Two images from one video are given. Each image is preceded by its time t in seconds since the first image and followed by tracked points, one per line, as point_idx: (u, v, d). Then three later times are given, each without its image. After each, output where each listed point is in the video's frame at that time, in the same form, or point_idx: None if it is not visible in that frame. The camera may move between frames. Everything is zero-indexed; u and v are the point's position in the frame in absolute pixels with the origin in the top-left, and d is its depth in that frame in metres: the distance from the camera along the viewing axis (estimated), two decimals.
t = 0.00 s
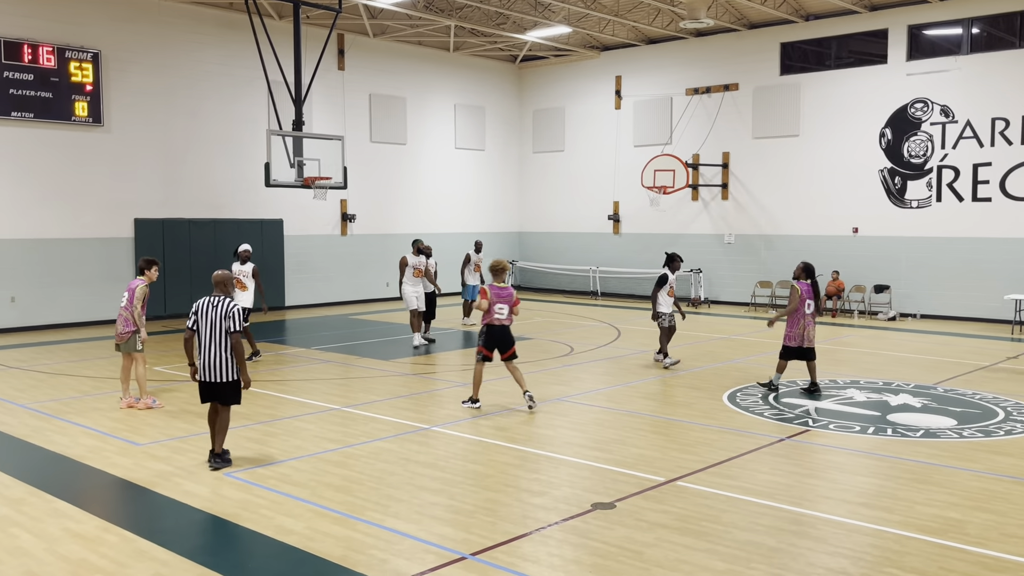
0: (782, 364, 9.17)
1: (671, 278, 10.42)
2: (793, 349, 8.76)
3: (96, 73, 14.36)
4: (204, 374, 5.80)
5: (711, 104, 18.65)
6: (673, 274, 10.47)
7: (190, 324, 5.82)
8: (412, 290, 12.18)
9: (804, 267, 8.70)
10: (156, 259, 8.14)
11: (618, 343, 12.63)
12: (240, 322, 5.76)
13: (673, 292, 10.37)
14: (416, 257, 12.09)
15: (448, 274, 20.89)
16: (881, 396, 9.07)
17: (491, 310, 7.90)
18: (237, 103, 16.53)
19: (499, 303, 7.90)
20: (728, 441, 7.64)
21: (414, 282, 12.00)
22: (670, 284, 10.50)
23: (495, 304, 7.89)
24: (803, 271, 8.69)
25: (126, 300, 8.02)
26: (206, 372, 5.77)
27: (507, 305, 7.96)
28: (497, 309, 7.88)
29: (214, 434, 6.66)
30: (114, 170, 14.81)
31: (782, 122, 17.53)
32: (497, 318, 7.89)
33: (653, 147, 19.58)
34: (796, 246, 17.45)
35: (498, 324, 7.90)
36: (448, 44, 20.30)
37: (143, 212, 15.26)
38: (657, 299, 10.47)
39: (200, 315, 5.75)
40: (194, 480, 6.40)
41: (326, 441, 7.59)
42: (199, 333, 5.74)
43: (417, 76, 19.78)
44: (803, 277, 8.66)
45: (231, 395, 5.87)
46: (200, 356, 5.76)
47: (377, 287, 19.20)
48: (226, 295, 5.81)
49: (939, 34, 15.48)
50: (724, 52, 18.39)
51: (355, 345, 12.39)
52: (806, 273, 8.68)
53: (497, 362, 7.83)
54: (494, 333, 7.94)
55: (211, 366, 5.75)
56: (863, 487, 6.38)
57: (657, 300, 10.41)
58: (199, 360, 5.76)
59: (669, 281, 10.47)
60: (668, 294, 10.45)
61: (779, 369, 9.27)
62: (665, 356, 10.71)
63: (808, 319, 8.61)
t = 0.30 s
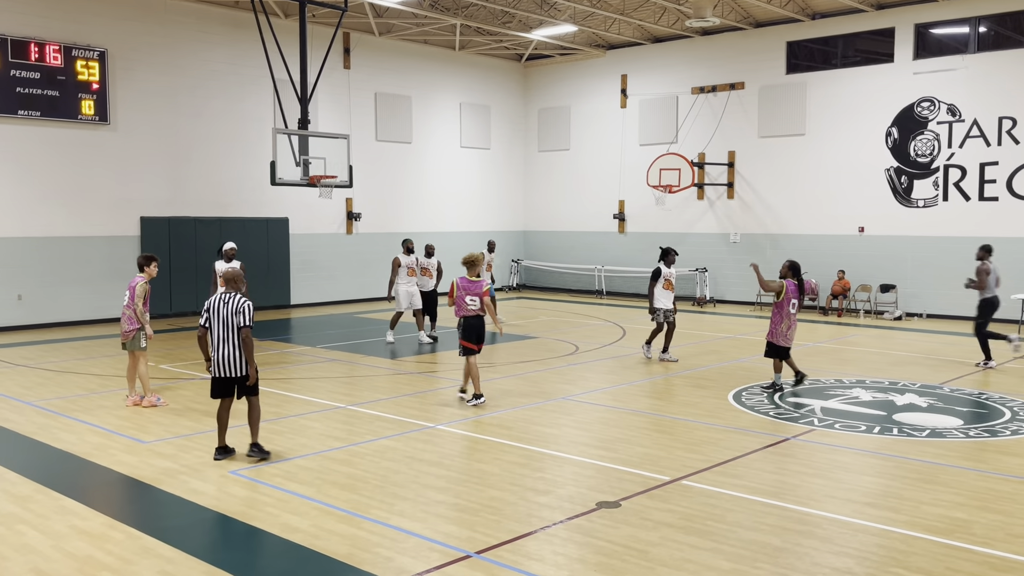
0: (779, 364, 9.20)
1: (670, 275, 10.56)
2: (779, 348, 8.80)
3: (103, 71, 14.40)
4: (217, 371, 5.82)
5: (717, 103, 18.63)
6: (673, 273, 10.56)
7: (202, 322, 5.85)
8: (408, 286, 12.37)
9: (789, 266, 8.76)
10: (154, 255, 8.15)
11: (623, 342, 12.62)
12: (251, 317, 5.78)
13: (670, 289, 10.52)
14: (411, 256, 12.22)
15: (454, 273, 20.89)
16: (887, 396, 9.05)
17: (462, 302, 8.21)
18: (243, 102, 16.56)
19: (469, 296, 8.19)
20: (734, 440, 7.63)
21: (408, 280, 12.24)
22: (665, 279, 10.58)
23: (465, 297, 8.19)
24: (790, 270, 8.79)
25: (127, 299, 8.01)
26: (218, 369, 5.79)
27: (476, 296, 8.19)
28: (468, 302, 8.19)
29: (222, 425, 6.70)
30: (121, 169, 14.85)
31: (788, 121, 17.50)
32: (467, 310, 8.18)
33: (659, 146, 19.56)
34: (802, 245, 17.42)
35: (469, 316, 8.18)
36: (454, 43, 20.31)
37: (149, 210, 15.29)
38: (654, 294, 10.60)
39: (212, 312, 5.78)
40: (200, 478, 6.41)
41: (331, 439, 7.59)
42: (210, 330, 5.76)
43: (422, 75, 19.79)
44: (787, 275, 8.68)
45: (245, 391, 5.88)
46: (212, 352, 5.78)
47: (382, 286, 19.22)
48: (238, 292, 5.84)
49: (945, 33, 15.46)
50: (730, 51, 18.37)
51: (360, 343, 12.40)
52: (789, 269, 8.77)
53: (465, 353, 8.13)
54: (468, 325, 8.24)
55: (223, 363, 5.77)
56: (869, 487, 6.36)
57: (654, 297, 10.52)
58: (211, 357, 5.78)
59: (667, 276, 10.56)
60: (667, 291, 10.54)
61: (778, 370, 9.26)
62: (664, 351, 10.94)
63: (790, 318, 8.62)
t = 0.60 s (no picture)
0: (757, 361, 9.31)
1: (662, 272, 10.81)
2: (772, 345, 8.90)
3: (107, 71, 14.43)
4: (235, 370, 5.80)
5: (720, 103, 18.61)
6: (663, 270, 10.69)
7: (218, 319, 5.81)
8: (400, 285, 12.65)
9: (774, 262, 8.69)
10: (159, 255, 8.18)
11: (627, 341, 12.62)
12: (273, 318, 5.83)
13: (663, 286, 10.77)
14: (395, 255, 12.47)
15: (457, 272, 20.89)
16: (891, 396, 9.04)
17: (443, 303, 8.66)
18: (247, 101, 16.58)
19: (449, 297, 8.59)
20: (737, 440, 7.63)
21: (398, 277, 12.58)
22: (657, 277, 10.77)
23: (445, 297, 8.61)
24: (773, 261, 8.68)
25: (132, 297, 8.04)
26: (236, 367, 5.77)
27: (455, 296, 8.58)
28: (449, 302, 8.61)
29: (226, 423, 6.74)
30: (124, 168, 14.86)
31: (792, 121, 17.47)
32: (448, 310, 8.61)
33: (662, 145, 19.54)
34: (805, 244, 17.39)
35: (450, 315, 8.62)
36: (457, 42, 20.32)
37: (153, 209, 15.32)
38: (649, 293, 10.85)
39: (232, 311, 5.76)
40: (203, 477, 6.42)
41: (334, 438, 7.60)
42: (231, 329, 5.74)
43: (426, 75, 19.80)
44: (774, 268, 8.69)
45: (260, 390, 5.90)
46: (231, 351, 5.76)
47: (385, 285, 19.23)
48: (258, 291, 5.86)
49: (949, 33, 15.42)
50: (734, 50, 18.34)
51: (363, 342, 12.42)
52: (770, 253, 8.61)
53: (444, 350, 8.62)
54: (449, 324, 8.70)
55: (242, 362, 5.76)
56: (872, 487, 6.36)
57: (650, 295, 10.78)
58: (229, 356, 5.76)
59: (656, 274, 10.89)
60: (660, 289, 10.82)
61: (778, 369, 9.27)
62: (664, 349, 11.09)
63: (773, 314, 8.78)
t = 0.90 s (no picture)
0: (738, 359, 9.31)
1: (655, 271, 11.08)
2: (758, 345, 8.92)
3: (111, 70, 14.45)
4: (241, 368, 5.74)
5: (724, 103, 18.60)
6: (657, 268, 11.06)
7: (230, 317, 5.80)
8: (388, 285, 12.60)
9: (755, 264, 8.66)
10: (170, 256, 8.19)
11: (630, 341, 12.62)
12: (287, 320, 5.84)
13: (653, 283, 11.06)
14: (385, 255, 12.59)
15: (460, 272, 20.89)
16: (894, 396, 9.02)
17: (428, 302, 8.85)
18: (250, 101, 16.59)
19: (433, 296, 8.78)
20: (741, 440, 7.62)
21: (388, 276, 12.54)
22: (647, 275, 11.08)
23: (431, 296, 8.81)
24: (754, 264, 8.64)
25: (143, 298, 8.04)
26: (244, 365, 5.72)
27: (440, 295, 8.75)
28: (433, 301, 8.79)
29: (226, 428, 6.53)
30: (127, 168, 14.88)
31: (796, 120, 17.45)
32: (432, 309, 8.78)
33: (666, 145, 19.53)
34: (809, 244, 17.36)
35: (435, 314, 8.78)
36: (460, 42, 20.32)
37: (157, 209, 15.34)
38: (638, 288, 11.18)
39: (246, 309, 5.77)
40: (206, 477, 6.42)
41: (337, 438, 7.61)
42: (243, 326, 5.73)
43: (429, 75, 19.81)
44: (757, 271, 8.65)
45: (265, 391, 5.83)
46: (240, 348, 5.72)
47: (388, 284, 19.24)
48: (273, 294, 5.89)
49: (954, 33, 15.40)
50: (737, 50, 18.33)
51: (366, 342, 12.42)
52: (767, 258, 8.57)
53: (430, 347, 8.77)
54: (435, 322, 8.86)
55: (250, 359, 5.71)
56: (876, 488, 6.34)
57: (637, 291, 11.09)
58: (237, 353, 5.71)
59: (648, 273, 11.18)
60: (649, 285, 11.13)
61: (773, 367, 9.24)
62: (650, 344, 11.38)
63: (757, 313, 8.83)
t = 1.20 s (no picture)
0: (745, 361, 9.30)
1: (650, 273, 11.34)
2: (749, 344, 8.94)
3: (114, 70, 14.46)
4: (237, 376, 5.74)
5: (727, 103, 18.59)
6: (653, 270, 11.34)
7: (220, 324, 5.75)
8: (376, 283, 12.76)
9: (737, 267, 8.74)
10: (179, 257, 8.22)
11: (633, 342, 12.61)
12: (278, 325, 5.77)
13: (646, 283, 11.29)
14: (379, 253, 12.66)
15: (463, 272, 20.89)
16: (897, 397, 9.01)
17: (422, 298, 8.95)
18: (253, 101, 16.61)
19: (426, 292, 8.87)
20: (744, 441, 7.61)
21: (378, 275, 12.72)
22: (641, 276, 11.39)
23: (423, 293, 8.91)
24: (738, 268, 8.73)
25: (153, 299, 8.05)
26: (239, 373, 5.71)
27: (433, 291, 8.84)
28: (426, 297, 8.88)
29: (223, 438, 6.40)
30: (130, 168, 14.89)
31: (799, 121, 17.43)
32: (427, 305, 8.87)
33: (668, 145, 19.52)
34: (812, 244, 17.35)
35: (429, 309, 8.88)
36: (463, 42, 20.31)
37: (160, 209, 15.36)
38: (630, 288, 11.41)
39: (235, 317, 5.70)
40: (209, 476, 6.43)
41: (340, 438, 7.61)
42: (235, 334, 5.70)
43: (432, 75, 19.81)
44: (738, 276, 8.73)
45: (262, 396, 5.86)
46: (234, 356, 5.71)
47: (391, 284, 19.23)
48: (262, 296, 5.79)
49: (957, 33, 15.38)
50: (741, 50, 18.31)
51: (369, 342, 12.43)
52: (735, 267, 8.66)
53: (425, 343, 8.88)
54: (429, 318, 8.96)
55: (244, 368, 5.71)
56: (879, 489, 6.33)
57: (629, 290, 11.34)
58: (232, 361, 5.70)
59: (642, 274, 11.40)
60: (641, 285, 11.37)
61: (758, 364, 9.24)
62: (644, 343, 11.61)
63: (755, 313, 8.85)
